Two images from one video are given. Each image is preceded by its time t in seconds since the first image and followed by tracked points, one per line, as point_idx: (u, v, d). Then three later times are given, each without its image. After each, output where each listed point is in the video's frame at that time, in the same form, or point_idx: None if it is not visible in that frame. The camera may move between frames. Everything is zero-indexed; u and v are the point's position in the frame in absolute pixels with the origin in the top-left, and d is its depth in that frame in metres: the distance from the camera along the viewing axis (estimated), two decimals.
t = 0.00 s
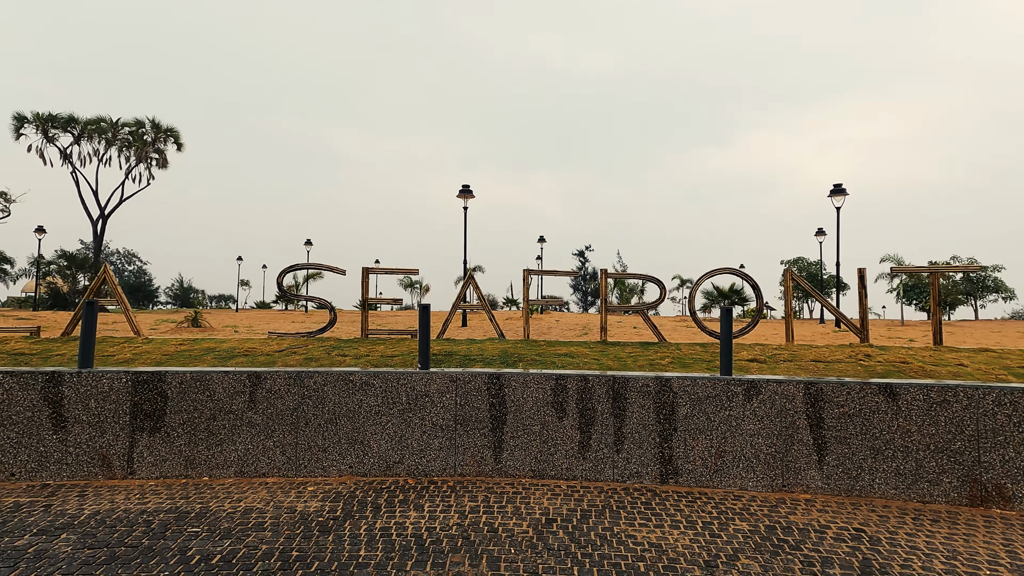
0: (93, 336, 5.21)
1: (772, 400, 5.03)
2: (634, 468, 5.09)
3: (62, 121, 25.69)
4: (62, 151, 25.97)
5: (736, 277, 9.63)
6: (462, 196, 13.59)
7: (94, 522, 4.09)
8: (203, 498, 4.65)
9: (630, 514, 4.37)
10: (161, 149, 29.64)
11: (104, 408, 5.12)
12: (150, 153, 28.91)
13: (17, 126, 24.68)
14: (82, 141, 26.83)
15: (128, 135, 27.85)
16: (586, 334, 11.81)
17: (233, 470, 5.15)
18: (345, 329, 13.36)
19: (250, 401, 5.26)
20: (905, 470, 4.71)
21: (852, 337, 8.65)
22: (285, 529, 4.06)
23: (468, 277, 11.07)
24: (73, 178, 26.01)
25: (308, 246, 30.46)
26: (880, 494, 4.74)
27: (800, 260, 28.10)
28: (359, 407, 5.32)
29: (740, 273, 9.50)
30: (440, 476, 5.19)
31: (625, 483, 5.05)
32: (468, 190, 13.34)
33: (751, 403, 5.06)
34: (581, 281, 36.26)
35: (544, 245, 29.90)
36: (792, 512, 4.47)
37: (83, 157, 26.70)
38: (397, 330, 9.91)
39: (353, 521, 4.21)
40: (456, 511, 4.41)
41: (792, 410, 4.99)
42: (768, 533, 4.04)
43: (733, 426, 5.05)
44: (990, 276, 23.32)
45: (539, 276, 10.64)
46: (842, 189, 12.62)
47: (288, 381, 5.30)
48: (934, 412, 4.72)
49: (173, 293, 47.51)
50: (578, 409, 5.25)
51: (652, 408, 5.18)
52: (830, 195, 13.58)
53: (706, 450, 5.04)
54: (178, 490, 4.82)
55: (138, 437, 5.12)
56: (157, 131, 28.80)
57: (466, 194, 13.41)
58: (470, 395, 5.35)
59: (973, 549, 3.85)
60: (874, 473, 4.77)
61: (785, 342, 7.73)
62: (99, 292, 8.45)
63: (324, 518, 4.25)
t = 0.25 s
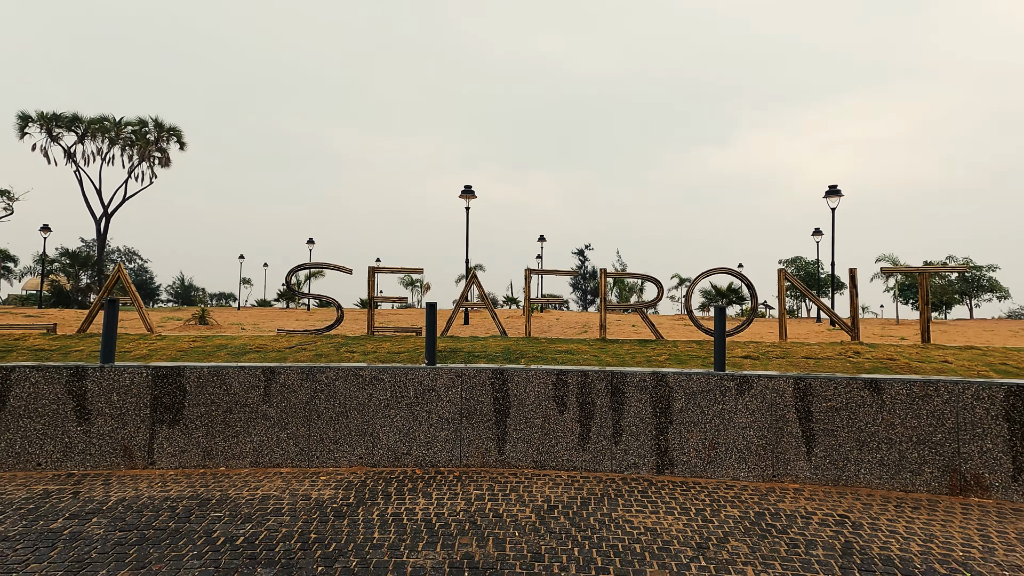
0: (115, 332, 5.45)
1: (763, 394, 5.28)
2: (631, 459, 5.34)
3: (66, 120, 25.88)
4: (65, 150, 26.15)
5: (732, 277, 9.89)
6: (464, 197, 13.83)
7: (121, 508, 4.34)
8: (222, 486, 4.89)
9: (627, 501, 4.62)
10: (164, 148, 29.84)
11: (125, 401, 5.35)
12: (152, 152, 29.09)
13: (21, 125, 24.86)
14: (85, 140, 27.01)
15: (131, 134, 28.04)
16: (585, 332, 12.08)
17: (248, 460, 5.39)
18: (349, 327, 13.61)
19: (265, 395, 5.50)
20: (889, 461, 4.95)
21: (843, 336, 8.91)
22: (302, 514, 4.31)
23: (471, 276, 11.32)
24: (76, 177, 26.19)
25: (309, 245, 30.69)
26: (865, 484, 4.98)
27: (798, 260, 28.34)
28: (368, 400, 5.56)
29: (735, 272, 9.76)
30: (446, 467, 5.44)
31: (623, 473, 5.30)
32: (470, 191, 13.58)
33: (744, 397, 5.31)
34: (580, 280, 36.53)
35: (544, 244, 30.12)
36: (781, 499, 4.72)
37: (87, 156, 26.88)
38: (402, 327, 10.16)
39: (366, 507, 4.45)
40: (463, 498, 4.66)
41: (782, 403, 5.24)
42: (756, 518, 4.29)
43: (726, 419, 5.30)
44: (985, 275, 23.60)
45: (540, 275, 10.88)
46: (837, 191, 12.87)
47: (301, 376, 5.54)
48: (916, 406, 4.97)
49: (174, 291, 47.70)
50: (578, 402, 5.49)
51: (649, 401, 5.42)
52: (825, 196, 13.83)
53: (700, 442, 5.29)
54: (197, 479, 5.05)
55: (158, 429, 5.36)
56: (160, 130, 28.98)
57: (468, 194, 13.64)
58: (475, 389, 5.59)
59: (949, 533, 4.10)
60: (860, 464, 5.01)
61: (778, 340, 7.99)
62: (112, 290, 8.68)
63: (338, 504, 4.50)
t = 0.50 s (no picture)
0: (134, 330, 5.68)
1: (755, 390, 5.51)
2: (628, 453, 5.57)
3: (70, 120, 26.08)
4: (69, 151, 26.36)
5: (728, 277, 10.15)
6: (466, 198, 14.06)
7: (145, 498, 4.56)
8: (237, 478, 5.12)
9: (624, 493, 4.85)
10: (166, 148, 30.03)
11: (144, 397, 5.59)
12: (155, 152, 29.28)
13: (25, 126, 25.04)
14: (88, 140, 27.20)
15: (134, 134, 28.24)
16: (585, 331, 12.35)
17: (261, 454, 5.61)
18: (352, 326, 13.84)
19: (277, 391, 5.73)
20: (874, 455, 5.18)
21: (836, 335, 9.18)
22: (316, 503, 4.54)
23: (473, 276, 11.57)
24: (80, 177, 26.39)
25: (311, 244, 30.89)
26: (852, 477, 5.21)
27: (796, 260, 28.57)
28: (377, 396, 5.80)
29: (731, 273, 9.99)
30: (451, 461, 5.67)
31: (620, 466, 5.53)
32: (471, 193, 13.80)
33: (736, 393, 5.54)
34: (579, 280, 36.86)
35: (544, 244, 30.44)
36: (771, 491, 4.95)
37: (90, 156, 27.07)
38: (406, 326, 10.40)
39: (376, 497, 4.68)
40: (468, 489, 4.89)
41: (773, 400, 5.47)
42: (747, 508, 4.52)
43: (719, 415, 5.54)
44: (980, 276, 23.84)
45: (541, 276, 11.12)
46: (832, 193, 13.10)
47: (312, 373, 5.77)
48: (900, 402, 5.20)
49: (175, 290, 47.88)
50: (577, 399, 5.73)
51: (645, 398, 5.66)
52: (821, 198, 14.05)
53: (695, 437, 5.52)
54: (213, 471, 5.28)
55: (175, 424, 5.59)
56: (163, 130, 29.18)
57: (469, 196, 13.88)
58: (479, 386, 5.83)
59: (928, 521, 4.34)
60: (847, 458, 5.24)
61: (772, 339, 8.24)
62: (124, 290, 8.91)
63: (350, 495, 4.72)
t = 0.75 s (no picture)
0: (150, 326, 5.93)
1: (745, 384, 5.76)
2: (624, 444, 5.82)
3: (73, 121, 26.29)
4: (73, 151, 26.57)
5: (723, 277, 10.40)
6: (467, 199, 14.30)
7: (165, 485, 4.81)
8: (251, 466, 5.36)
9: (620, 481, 5.10)
10: (169, 147, 30.23)
11: (161, 390, 5.83)
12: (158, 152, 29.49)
13: (29, 126, 25.24)
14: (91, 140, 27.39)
15: (137, 134, 28.45)
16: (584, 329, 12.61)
17: (273, 445, 5.85)
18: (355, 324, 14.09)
19: (288, 385, 5.97)
20: (859, 446, 5.43)
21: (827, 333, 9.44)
22: (327, 489, 4.78)
23: (474, 275, 11.81)
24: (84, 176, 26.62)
25: (312, 244, 31.10)
26: (838, 466, 5.45)
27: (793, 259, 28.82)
28: (383, 390, 6.04)
29: (726, 273, 10.25)
30: (454, 451, 5.92)
31: (617, 457, 5.78)
32: (472, 193, 14.04)
33: (727, 387, 5.79)
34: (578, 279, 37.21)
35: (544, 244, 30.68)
36: (760, 479, 5.20)
37: (93, 156, 27.27)
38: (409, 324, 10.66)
39: (384, 484, 4.93)
40: (471, 477, 5.14)
41: (762, 393, 5.72)
42: (736, 495, 4.77)
43: (711, 407, 5.78)
44: (975, 275, 24.10)
45: (541, 275, 11.37)
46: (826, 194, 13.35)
47: (322, 367, 6.02)
48: (883, 395, 5.45)
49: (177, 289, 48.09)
50: (575, 392, 5.98)
51: (641, 391, 5.91)
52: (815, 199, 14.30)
53: (688, 429, 5.77)
54: (228, 460, 5.52)
55: (190, 416, 5.83)
56: (165, 130, 29.39)
57: (470, 196, 14.13)
58: (481, 380, 6.07)
59: (906, 506, 4.59)
60: (833, 448, 5.48)
61: (765, 336, 8.50)
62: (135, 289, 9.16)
63: (359, 482, 4.97)
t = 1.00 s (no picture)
0: (165, 324, 6.19)
1: (737, 380, 6.01)
2: (621, 437, 6.07)
3: (77, 121, 26.50)
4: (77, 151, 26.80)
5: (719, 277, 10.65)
6: (468, 200, 14.55)
7: (183, 474, 5.06)
8: (263, 458, 5.61)
9: (616, 472, 5.35)
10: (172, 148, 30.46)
11: (176, 385, 6.08)
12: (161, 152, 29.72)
13: (34, 127, 25.47)
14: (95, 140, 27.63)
15: (140, 135, 28.68)
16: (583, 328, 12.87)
17: (283, 438, 6.10)
18: (358, 323, 14.35)
19: (297, 380, 6.22)
20: (845, 439, 5.68)
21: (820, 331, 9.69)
22: (337, 479, 5.03)
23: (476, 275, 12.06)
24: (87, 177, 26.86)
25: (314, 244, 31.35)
26: (825, 459, 5.70)
27: (791, 259, 29.01)
28: (389, 385, 6.29)
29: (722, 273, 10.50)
30: (457, 445, 6.16)
31: (613, 450, 6.03)
32: (473, 194, 14.27)
33: (719, 383, 6.04)
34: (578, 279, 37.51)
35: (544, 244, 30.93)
36: (749, 470, 5.45)
37: (97, 156, 27.51)
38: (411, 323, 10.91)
39: (391, 474, 5.18)
40: (474, 468, 5.38)
41: (752, 388, 5.97)
42: (726, 484, 5.02)
43: (704, 402, 6.03)
44: (970, 275, 24.32)
45: (541, 275, 11.62)
46: (820, 195, 13.57)
47: (330, 364, 6.27)
48: (868, 390, 5.70)
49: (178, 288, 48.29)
50: (574, 388, 6.22)
51: (636, 387, 6.16)
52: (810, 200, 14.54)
53: (681, 423, 6.02)
54: (241, 453, 5.77)
55: (204, 410, 6.08)
56: (168, 131, 29.62)
57: (471, 197, 14.38)
58: (483, 377, 6.32)
59: (886, 494, 4.84)
60: (820, 441, 5.73)
61: (758, 334, 8.75)
62: (146, 288, 9.41)
63: (367, 472, 5.22)
